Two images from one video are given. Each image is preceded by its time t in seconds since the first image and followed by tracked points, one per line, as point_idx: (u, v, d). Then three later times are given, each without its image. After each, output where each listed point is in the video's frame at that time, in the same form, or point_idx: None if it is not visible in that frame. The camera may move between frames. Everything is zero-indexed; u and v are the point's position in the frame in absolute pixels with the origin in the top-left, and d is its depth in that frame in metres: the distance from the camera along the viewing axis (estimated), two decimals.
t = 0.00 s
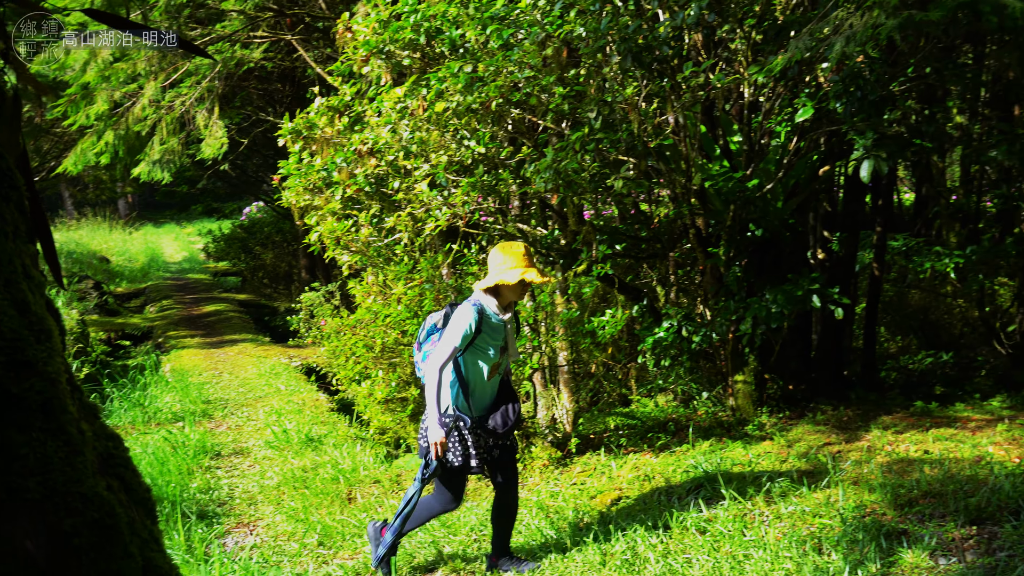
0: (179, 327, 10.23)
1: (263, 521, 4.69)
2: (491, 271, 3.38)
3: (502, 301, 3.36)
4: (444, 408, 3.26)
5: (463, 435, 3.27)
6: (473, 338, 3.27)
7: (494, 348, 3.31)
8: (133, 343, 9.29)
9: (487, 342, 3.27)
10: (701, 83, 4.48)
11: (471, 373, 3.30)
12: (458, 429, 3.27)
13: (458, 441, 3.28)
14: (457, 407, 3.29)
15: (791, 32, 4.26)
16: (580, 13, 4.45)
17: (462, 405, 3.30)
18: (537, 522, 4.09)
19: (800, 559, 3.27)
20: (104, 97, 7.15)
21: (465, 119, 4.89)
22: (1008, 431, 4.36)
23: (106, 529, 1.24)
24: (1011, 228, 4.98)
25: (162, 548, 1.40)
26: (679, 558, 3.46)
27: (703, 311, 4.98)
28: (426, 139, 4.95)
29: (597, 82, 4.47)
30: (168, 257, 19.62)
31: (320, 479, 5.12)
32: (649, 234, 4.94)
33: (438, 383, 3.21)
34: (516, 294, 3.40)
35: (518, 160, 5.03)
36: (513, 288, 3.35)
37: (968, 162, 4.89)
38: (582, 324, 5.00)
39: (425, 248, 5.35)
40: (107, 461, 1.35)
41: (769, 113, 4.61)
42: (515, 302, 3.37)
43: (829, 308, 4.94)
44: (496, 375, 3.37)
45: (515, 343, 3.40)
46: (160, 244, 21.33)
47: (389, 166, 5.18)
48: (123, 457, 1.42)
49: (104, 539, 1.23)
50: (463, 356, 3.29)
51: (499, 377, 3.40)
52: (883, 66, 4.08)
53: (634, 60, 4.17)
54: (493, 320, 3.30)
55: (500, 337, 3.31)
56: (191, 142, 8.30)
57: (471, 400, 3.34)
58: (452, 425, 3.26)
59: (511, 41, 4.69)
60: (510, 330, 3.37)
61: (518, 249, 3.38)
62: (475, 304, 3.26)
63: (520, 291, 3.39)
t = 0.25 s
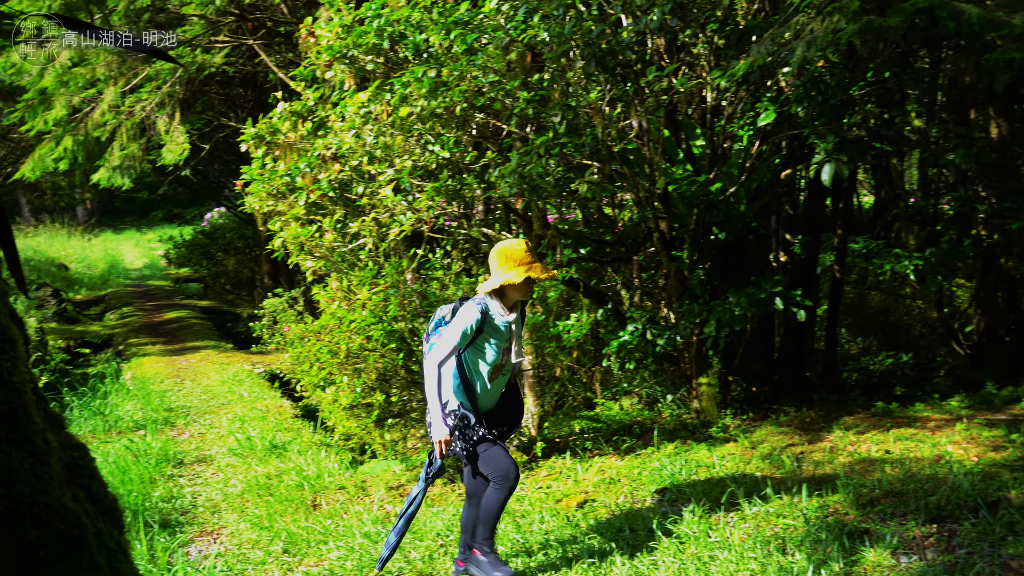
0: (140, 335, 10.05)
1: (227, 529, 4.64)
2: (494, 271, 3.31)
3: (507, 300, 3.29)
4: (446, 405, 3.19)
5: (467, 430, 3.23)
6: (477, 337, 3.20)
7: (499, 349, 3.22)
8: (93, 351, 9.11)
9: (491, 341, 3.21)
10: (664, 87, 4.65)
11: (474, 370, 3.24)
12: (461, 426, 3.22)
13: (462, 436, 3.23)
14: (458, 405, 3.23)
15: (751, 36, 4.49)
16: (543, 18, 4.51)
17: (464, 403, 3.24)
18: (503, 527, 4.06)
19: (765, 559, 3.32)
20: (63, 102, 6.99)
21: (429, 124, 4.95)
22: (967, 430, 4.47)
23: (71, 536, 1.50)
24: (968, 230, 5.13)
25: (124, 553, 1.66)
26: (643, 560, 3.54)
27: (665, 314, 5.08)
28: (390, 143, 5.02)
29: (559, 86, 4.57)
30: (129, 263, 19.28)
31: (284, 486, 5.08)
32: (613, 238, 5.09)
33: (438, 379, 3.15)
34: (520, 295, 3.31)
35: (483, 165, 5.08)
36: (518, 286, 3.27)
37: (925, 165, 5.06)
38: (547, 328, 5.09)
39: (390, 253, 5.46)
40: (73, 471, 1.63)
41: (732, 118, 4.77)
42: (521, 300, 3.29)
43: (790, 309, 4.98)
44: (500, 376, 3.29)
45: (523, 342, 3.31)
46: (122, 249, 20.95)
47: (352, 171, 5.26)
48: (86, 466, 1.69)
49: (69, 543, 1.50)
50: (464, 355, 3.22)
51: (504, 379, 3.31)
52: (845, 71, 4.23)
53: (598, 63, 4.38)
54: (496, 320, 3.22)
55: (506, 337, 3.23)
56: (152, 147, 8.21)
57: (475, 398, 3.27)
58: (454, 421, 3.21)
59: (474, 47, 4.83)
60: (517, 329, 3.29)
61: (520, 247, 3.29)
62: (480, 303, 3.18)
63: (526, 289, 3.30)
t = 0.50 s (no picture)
0: (95, 333, 9.86)
1: (186, 527, 4.59)
2: (485, 267, 3.25)
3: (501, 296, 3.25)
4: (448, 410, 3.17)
5: (472, 436, 3.21)
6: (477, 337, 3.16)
7: (499, 347, 3.20)
8: (46, 350, 8.93)
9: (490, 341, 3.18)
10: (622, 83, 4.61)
11: (476, 373, 3.21)
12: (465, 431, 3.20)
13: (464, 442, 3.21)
14: (461, 408, 3.21)
15: (707, 32, 4.45)
16: (501, 14, 4.59)
17: (468, 406, 3.22)
18: (466, 522, 4.11)
19: (724, 550, 3.38)
20: (12, 97, 7.14)
21: (388, 120, 4.95)
22: (920, 420, 4.56)
23: (32, 536, 1.68)
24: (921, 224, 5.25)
25: (83, 549, 1.86)
26: (597, 554, 3.59)
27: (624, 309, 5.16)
28: (349, 139, 4.97)
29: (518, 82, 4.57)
30: (82, 261, 18.91)
31: (244, 483, 5.07)
32: (572, 232, 5.10)
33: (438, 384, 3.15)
34: (514, 288, 3.26)
35: (441, 161, 5.11)
36: (512, 281, 3.22)
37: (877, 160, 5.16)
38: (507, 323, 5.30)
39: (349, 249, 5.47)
40: (33, 474, 1.85)
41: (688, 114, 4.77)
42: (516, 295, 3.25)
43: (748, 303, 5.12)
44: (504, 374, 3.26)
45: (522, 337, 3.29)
46: (74, 248, 20.55)
47: (310, 167, 5.23)
48: (46, 467, 1.92)
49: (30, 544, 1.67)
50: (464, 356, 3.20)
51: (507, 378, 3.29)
52: (799, 67, 4.29)
53: (556, 59, 4.32)
54: (492, 317, 3.19)
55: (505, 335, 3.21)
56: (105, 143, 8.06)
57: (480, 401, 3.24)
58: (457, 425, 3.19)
59: (432, 43, 4.79)
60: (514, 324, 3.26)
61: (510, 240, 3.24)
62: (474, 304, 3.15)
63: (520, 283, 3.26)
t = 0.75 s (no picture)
0: (49, 333, 9.69)
1: (145, 529, 4.52)
2: (478, 246, 3.12)
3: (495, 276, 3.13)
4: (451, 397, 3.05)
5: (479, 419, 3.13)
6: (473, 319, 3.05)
7: (496, 328, 3.13)
8: None
9: (487, 322, 3.08)
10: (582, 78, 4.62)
11: (471, 356, 3.12)
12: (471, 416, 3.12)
13: (474, 425, 3.11)
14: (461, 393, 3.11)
15: (665, 26, 4.59)
16: (460, 9, 4.53)
17: (468, 390, 3.12)
18: (429, 518, 4.11)
19: (687, 542, 3.42)
20: None
21: (347, 115, 4.88)
22: (877, 411, 4.61)
23: None
24: (875, 215, 5.39)
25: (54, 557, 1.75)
26: (568, 547, 3.60)
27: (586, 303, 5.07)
28: (308, 134, 4.95)
29: (478, 77, 4.55)
30: (36, 261, 18.55)
31: (204, 483, 5.01)
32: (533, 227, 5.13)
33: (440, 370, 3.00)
34: (509, 267, 3.14)
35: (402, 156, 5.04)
36: (508, 261, 3.10)
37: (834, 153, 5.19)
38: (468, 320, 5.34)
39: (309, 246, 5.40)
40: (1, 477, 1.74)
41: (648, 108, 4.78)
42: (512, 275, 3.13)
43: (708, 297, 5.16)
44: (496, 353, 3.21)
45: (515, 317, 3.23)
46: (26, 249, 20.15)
47: (268, 163, 5.17)
48: (13, 470, 1.80)
49: None
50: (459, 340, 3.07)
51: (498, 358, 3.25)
52: (756, 62, 4.29)
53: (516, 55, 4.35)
54: (487, 297, 3.08)
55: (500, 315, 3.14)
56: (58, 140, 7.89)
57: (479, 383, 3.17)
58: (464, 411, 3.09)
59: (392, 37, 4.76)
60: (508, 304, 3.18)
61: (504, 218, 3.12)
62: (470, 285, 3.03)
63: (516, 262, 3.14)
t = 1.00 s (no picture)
0: None
1: (99, 532, 4.46)
2: (475, 245, 2.98)
3: (492, 277, 2.99)
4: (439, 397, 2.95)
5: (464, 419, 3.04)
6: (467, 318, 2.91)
7: (489, 329, 2.99)
8: None
9: (480, 323, 2.95)
10: (539, 77, 4.64)
11: (460, 358, 2.98)
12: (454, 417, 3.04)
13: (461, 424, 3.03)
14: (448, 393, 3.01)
15: (621, 26, 4.61)
16: (416, 8, 4.51)
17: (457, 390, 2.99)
18: (387, 517, 4.10)
19: (645, 538, 3.45)
20: None
21: (303, 113, 4.78)
22: (831, 406, 4.67)
23: None
24: (826, 214, 5.43)
25: None
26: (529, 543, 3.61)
27: (544, 302, 5.01)
28: (264, 133, 4.88)
29: (436, 75, 4.53)
30: None
31: (159, 485, 4.95)
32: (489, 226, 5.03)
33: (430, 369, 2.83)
34: (507, 269, 3.01)
35: (359, 154, 4.97)
36: (507, 262, 2.97)
37: (788, 151, 5.23)
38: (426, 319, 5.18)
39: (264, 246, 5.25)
40: None
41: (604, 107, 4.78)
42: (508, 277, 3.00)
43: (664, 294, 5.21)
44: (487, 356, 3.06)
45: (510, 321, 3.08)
46: None
47: (223, 162, 5.06)
48: None
49: None
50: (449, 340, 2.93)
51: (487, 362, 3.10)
52: (711, 61, 4.30)
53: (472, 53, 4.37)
54: (482, 297, 2.95)
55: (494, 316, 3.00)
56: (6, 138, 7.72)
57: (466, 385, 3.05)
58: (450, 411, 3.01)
59: (348, 35, 4.73)
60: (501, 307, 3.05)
61: (503, 218, 3.00)
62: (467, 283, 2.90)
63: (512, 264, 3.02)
